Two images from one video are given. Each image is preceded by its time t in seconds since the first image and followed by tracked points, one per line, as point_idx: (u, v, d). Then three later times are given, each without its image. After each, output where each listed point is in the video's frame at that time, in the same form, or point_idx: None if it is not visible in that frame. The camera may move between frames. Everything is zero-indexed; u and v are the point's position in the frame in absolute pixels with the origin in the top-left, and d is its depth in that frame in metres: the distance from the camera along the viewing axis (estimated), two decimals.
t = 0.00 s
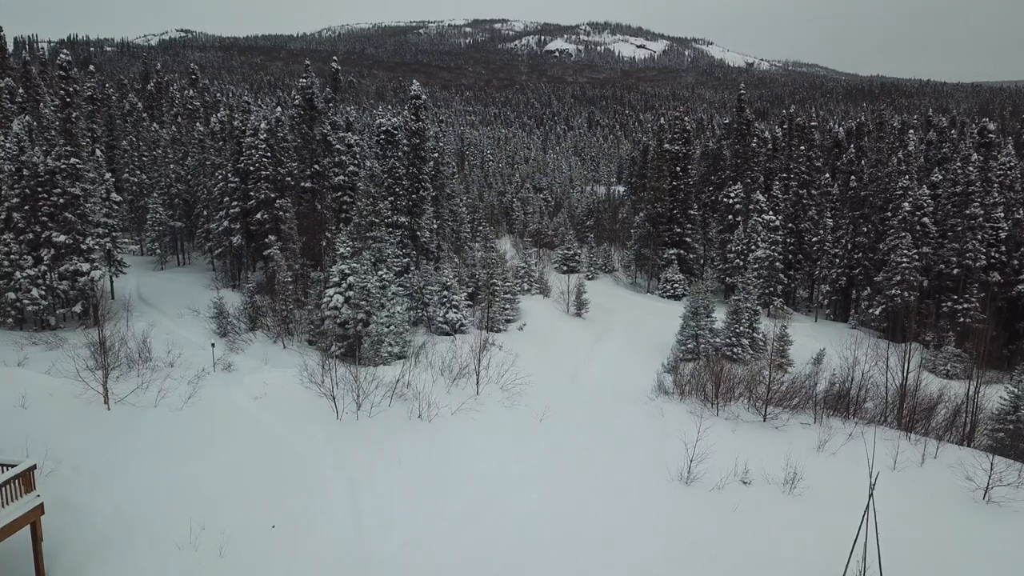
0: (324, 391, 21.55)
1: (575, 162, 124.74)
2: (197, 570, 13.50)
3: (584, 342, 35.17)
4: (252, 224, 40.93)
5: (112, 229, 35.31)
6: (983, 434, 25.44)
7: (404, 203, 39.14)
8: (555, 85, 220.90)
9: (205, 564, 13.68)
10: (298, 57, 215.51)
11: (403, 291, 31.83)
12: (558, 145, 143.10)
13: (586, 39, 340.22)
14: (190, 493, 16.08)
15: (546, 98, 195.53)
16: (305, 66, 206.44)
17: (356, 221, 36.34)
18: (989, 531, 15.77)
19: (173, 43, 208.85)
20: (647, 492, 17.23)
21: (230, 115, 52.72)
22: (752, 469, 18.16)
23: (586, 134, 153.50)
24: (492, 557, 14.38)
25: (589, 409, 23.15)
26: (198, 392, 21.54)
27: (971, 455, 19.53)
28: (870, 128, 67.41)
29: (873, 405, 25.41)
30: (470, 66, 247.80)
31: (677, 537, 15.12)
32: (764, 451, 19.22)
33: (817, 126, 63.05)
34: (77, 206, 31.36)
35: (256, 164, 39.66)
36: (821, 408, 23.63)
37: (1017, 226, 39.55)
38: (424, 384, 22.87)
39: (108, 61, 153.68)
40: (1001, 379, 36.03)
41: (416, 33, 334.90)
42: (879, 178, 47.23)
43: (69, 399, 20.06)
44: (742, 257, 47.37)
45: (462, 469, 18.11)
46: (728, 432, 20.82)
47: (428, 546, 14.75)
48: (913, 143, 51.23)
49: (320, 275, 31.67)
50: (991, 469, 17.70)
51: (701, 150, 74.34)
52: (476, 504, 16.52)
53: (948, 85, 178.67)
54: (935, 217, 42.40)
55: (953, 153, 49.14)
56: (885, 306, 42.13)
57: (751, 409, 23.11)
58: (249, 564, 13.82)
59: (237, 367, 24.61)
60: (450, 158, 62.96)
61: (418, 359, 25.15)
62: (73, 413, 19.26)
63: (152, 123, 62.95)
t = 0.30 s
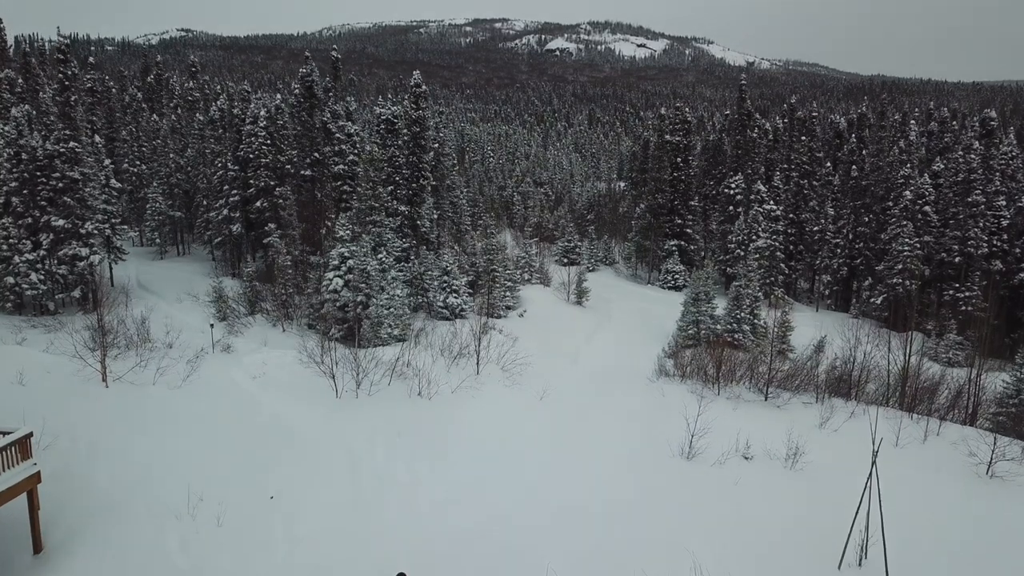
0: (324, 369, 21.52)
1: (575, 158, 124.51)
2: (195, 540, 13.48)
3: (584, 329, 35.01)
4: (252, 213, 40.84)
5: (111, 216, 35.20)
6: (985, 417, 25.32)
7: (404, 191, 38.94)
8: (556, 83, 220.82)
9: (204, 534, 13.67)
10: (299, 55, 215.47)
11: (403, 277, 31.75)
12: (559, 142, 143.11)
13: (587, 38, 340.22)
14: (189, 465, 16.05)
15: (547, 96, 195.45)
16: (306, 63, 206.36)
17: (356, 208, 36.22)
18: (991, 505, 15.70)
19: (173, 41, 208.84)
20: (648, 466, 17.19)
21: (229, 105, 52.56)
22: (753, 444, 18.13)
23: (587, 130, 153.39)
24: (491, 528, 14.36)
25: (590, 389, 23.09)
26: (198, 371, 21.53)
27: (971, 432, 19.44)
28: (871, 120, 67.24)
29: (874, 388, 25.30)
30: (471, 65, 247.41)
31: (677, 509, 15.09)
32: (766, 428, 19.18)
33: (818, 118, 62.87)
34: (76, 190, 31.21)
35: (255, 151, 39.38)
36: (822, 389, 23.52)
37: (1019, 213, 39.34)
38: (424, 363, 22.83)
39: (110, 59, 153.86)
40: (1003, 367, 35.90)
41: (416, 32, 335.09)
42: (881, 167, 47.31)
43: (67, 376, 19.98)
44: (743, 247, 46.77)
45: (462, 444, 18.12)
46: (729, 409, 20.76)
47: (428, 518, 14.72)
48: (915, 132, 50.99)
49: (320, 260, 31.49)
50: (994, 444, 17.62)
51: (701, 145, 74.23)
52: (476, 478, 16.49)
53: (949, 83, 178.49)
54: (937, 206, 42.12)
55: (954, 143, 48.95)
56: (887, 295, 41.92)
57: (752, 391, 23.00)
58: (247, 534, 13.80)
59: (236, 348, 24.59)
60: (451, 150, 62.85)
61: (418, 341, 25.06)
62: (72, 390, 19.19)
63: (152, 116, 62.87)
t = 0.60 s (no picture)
0: (325, 348, 21.46)
1: (576, 155, 124.26)
2: (193, 510, 13.47)
3: (585, 316, 34.94)
4: (252, 202, 40.76)
5: (111, 203, 35.15)
6: (987, 401, 25.28)
7: (404, 180, 38.89)
8: (556, 81, 220.68)
9: (203, 505, 13.65)
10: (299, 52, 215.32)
11: (403, 263, 31.61)
12: (560, 139, 143.08)
13: (588, 37, 340.30)
14: (188, 439, 16.00)
15: (548, 93, 195.39)
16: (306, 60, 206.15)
17: (357, 195, 36.18)
18: (995, 479, 15.61)
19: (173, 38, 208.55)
20: (648, 442, 17.13)
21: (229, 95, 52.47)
22: (754, 420, 18.08)
23: (588, 127, 153.39)
24: (490, 500, 14.34)
25: (591, 371, 23.04)
26: (197, 351, 21.48)
27: (973, 410, 19.37)
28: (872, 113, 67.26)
29: (876, 371, 25.25)
30: (471, 64, 247.06)
31: (677, 482, 15.05)
32: (767, 405, 19.11)
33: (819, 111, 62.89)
34: (76, 175, 31.13)
35: (255, 140, 39.02)
36: (824, 372, 23.37)
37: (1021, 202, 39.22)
38: (424, 343, 22.77)
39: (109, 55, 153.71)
40: (1005, 356, 35.75)
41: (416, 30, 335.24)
42: (884, 157, 47.95)
43: (66, 353, 19.92)
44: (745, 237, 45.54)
45: (461, 420, 18.08)
46: (731, 388, 20.69)
47: (427, 490, 14.71)
48: (916, 123, 50.95)
49: (320, 245, 31.39)
50: (997, 420, 17.53)
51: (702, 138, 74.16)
52: (475, 453, 16.44)
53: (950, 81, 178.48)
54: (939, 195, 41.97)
55: (956, 134, 48.79)
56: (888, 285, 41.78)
57: (753, 372, 22.93)
58: (246, 506, 13.79)
59: (235, 330, 24.52)
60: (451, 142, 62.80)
61: (418, 322, 24.96)
62: (71, 366, 19.14)
63: (152, 107, 62.80)
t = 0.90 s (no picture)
0: (324, 328, 21.41)
1: (576, 152, 124.06)
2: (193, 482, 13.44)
3: (586, 303, 34.78)
4: (251, 191, 40.64)
5: (109, 191, 35.04)
6: (990, 385, 25.17)
7: (405, 168, 38.78)
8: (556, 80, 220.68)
9: (203, 476, 13.63)
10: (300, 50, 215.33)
11: (404, 249, 31.49)
12: (560, 136, 143.01)
13: (588, 36, 340.44)
14: (188, 414, 15.97)
15: (548, 91, 195.44)
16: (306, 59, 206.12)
17: (357, 183, 36.03)
18: (1001, 454, 15.55)
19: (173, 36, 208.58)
20: (650, 418, 17.08)
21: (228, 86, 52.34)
22: (756, 397, 18.01)
23: (588, 125, 153.35)
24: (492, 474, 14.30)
25: (591, 352, 22.99)
26: (197, 331, 21.42)
27: (976, 389, 19.26)
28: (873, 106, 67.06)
29: (879, 354, 25.14)
30: (471, 63, 248.06)
31: (679, 454, 15.03)
32: (769, 383, 19.03)
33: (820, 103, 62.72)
34: (74, 161, 31.03)
35: (255, 128, 39.23)
36: (826, 354, 23.20)
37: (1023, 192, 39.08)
38: (425, 324, 22.71)
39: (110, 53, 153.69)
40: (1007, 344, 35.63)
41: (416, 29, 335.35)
42: (885, 147, 47.75)
43: (65, 333, 19.78)
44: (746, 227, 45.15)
45: (461, 396, 18.05)
46: (733, 367, 20.63)
47: (427, 463, 14.68)
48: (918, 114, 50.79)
49: (319, 231, 31.27)
50: (1001, 397, 17.45)
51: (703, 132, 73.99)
52: (476, 428, 16.39)
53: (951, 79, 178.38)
54: (941, 185, 41.84)
55: (957, 124, 48.64)
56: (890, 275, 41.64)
57: (755, 354, 22.84)
58: (246, 478, 13.77)
59: (235, 313, 24.46)
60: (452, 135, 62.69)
61: (418, 305, 24.84)
62: (70, 344, 19.09)
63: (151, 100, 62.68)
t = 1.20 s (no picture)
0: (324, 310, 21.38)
1: (577, 149, 123.92)
2: (192, 455, 13.41)
3: (587, 292, 34.66)
4: (251, 180, 40.51)
5: (108, 179, 34.92)
6: (992, 370, 25.09)
7: (405, 158, 38.69)
8: (556, 78, 220.62)
9: (202, 450, 13.60)
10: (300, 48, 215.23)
11: (404, 236, 31.35)
12: (561, 133, 142.94)
13: (588, 36, 340.64)
14: (187, 390, 15.94)
15: (549, 90, 195.29)
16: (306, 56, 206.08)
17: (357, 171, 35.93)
18: (1004, 430, 15.50)
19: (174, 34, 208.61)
20: (650, 396, 17.05)
21: (227, 78, 52.19)
22: (758, 376, 17.97)
23: (588, 122, 153.30)
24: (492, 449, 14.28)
25: (592, 336, 22.93)
26: (197, 313, 21.35)
27: (979, 369, 19.21)
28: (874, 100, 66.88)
29: (881, 338, 25.06)
30: (471, 62, 248.02)
31: (680, 430, 15.00)
32: (771, 363, 18.98)
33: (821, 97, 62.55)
34: (73, 147, 30.92)
35: (255, 117, 39.46)
36: (829, 338, 23.03)
37: None
38: (425, 306, 22.67)
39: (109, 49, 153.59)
40: (1009, 333, 35.50)
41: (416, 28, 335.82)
42: (886, 139, 47.62)
43: (63, 313, 19.65)
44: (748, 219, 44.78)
45: (461, 376, 17.98)
46: (734, 348, 20.59)
47: (428, 438, 14.67)
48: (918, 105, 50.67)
49: (319, 218, 31.20)
50: (1004, 375, 17.42)
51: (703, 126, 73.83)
52: (477, 405, 16.37)
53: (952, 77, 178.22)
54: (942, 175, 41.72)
55: (959, 115, 48.46)
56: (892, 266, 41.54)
57: (757, 337, 22.76)
58: (245, 451, 13.75)
59: (235, 297, 24.39)
60: (451, 129, 62.51)
61: (419, 289, 24.74)
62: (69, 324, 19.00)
63: (151, 93, 62.57)
